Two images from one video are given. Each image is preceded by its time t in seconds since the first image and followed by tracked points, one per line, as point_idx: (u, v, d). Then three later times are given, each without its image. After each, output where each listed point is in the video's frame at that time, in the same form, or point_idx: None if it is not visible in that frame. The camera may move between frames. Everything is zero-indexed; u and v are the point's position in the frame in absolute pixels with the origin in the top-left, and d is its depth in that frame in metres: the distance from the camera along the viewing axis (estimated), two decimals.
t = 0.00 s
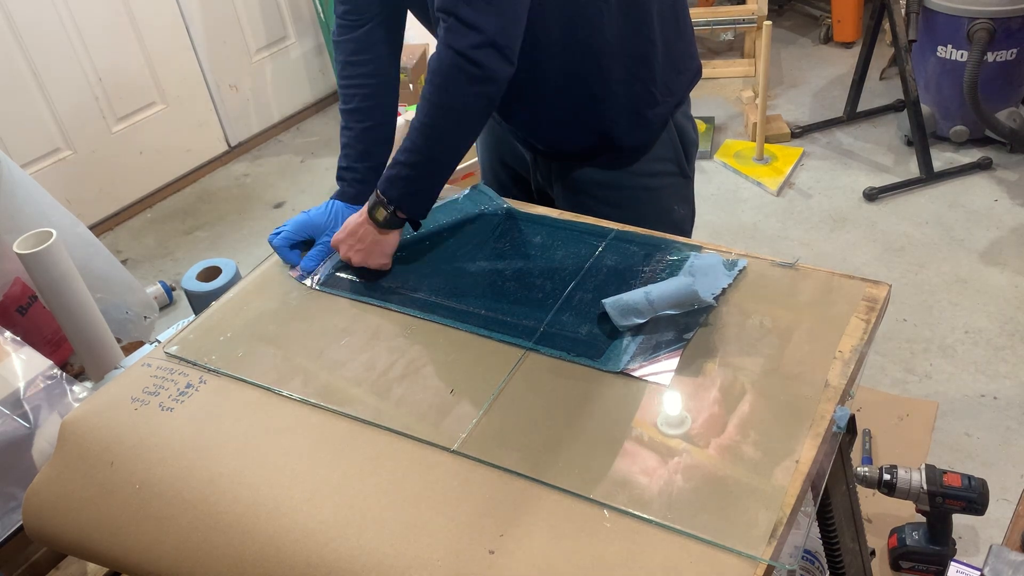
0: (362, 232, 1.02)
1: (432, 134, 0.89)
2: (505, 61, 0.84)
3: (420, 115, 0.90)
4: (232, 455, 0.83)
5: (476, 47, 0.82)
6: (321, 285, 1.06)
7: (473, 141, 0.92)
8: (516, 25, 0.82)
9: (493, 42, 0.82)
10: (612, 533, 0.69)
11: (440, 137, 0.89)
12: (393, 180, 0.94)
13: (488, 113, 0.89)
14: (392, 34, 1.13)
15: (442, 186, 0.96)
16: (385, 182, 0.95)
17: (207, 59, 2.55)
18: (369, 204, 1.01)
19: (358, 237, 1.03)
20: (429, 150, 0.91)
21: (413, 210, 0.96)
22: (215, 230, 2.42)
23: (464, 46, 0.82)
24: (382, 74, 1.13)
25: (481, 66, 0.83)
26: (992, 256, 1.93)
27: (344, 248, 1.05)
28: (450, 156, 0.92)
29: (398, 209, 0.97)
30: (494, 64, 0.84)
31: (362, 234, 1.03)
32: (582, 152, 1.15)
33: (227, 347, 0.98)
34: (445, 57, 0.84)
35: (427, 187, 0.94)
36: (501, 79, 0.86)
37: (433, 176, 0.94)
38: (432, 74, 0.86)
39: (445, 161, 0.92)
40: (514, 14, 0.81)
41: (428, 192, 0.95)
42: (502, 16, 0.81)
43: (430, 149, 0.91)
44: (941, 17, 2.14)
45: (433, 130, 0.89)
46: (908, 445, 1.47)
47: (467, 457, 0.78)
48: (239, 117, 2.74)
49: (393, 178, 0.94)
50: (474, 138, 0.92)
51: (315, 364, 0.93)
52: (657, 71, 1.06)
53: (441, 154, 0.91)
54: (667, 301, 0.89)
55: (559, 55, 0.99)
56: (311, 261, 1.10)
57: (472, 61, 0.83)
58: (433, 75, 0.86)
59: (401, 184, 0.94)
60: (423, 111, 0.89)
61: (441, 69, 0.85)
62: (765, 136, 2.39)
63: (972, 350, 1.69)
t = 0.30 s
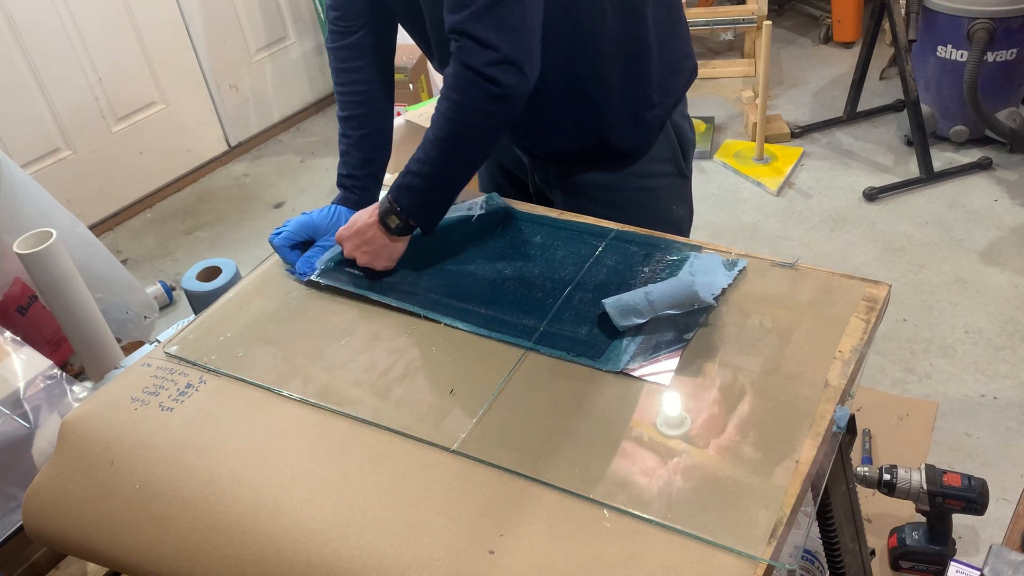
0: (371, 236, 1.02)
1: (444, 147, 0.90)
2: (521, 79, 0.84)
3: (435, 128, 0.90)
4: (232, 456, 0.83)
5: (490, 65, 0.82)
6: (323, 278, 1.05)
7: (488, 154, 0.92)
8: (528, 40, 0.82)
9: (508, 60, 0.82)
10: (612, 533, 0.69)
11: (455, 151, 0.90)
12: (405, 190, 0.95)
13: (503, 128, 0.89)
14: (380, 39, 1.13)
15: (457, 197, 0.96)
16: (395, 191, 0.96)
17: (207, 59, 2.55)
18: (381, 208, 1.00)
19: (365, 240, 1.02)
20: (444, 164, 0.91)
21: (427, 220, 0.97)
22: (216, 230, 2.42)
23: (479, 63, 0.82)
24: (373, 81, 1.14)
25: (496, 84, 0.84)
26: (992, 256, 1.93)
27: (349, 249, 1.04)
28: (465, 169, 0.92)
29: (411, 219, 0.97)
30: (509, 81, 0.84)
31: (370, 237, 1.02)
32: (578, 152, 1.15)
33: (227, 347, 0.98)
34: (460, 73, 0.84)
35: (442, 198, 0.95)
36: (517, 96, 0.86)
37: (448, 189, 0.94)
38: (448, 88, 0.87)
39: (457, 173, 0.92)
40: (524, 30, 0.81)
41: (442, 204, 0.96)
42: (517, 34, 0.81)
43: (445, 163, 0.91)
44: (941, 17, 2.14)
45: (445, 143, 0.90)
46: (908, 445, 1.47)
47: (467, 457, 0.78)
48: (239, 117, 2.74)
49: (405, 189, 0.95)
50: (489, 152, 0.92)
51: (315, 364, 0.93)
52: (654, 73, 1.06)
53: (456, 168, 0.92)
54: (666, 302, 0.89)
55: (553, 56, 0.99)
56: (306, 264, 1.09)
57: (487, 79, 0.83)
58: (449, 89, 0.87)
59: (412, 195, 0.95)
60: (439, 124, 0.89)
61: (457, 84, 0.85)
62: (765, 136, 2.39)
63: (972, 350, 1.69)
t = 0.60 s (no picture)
0: (395, 241, 1.00)
1: (474, 159, 0.89)
2: (555, 91, 0.84)
3: (464, 139, 0.89)
4: (232, 456, 0.82)
5: (525, 79, 0.81)
6: (325, 276, 1.05)
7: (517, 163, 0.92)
8: (561, 52, 0.81)
9: (544, 74, 0.81)
10: (612, 533, 0.69)
11: (486, 163, 0.89)
12: (432, 201, 0.94)
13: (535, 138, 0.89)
14: (378, 41, 1.13)
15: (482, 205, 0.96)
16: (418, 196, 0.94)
17: (207, 59, 2.55)
18: (405, 213, 0.98)
19: (388, 244, 1.01)
20: (475, 175, 0.90)
21: (453, 227, 0.96)
22: (216, 230, 2.42)
23: (515, 78, 0.81)
24: (372, 82, 1.14)
25: (532, 97, 0.83)
26: (992, 255, 1.93)
27: (371, 253, 1.02)
28: (495, 178, 0.92)
29: (439, 227, 0.96)
30: (544, 94, 0.83)
31: (393, 242, 1.00)
32: (576, 154, 1.15)
33: (227, 348, 0.98)
34: (492, 87, 0.83)
35: (470, 206, 0.94)
36: (551, 108, 0.85)
37: (476, 198, 0.93)
38: (479, 102, 0.86)
39: (488, 182, 0.92)
40: (558, 42, 0.80)
41: (469, 212, 0.95)
42: (551, 47, 0.80)
43: (476, 174, 0.90)
44: (941, 17, 2.14)
45: (476, 154, 0.89)
46: (908, 445, 1.47)
47: (467, 457, 0.78)
48: (239, 117, 2.74)
49: (431, 198, 0.93)
50: (518, 161, 0.91)
51: (315, 364, 0.93)
52: (654, 77, 1.07)
53: (486, 178, 0.91)
54: (667, 302, 0.89)
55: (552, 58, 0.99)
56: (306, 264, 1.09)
57: (522, 92, 0.82)
58: (480, 103, 0.86)
59: (440, 202, 0.93)
60: (469, 136, 0.88)
61: (489, 98, 0.84)
62: (765, 136, 2.39)
63: (972, 350, 1.69)
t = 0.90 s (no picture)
0: (432, 238, 0.98)
1: (518, 159, 0.88)
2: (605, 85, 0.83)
3: (507, 137, 0.88)
4: (233, 456, 0.82)
5: (578, 75, 0.81)
6: (325, 277, 1.05)
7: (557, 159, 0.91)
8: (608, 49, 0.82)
9: (596, 69, 0.81)
10: (612, 533, 0.69)
11: (531, 159, 0.88)
12: (470, 196, 0.93)
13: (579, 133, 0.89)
14: (379, 42, 1.12)
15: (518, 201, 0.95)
16: (455, 196, 0.94)
17: (207, 59, 2.55)
18: (443, 210, 0.96)
19: (426, 242, 0.99)
20: (519, 171, 0.89)
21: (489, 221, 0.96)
22: (216, 230, 2.42)
23: (566, 74, 0.81)
24: (373, 84, 1.14)
25: (584, 92, 0.82)
26: (991, 255, 1.93)
27: (408, 252, 1.00)
28: (537, 173, 0.91)
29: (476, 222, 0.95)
30: (595, 89, 0.83)
31: (431, 239, 0.99)
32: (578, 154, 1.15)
33: (227, 348, 0.98)
34: (542, 83, 0.83)
35: (508, 201, 0.93)
36: (599, 102, 0.85)
37: (516, 193, 0.93)
38: (525, 98, 0.85)
39: (530, 179, 0.91)
40: (604, 40, 0.81)
41: (505, 207, 0.94)
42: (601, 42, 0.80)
43: (520, 170, 0.89)
44: (941, 17, 2.14)
45: (522, 152, 0.88)
46: (908, 445, 1.47)
47: (467, 458, 0.78)
48: (239, 117, 2.74)
49: (469, 194, 0.92)
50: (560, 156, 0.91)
51: (315, 365, 0.93)
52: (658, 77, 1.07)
53: (529, 174, 0.90)
54: (668, 303, 0.89)
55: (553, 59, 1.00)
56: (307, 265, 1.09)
57: (574, 88, 0.82)
58: (526, 100, 0.85)
59: (479, 199, 0.92)
60: (513, 132, 0.87)
61: (538, 95, 0.83)
62: (765, 136, 2.39)
63: (972, 350, 1.69)
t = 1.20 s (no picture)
0: (483, 220, 0.97)
1: (578, 140, 0.90)
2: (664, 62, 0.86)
3: (568, 119, 0.89)
4: (232, 456, 0.82)
5: (644, 53, 0.83)
6: (324, 277, 1.05)
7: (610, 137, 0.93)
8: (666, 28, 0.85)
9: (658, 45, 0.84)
10: (612, 533, 0.69)
11: (593, 138, 0.90)
12: (524, 177, 0.93)
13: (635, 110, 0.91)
14: (380, 41, 1.12)
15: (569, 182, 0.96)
16: (509, 179, 0.94)
17: (207, 59, 2.55)
18: (495, 190, 0.96)
19: (476, 224, 0.97)
20: (578, 151, 0.91)
21: (541, 202, 0.96)
22: (216, 231, 2.42)
23: (633, 53, 0.83)
24: (374, 84, 1.14)
25: (648, 68, 0.85)
26: (991, 255, 1.93)
27: (457, 235, 0.97)
28: (593, 152, 0.92)
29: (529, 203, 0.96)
30: (657, 65, 0.85)
31: (481, 221, 0.97)
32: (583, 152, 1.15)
33: (227, 348, 0.98)
34: (608, 63, 0.84)
35: (560, 181, 0.94)
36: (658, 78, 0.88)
37: (570, 173, 0.94)
38: (589, 80, 0.86)
39: (586, 158, 0.92)
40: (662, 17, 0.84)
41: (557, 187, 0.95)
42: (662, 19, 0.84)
43: (580, 149, 0.91)
44: (941, 17, 2.14)
45: (583, 132, 0.89)
46: (908, 445, 1.47)
47: (467, 457, 0.78)
48: (239, 117, 2.74)
49: (523, 174, 0.93)
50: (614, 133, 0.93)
51: (315, 365, 0.93)
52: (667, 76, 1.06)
53: (587, 152, 0.92)
54: (669, 303, 0.88)
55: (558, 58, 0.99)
56: (307, 265, 1.09)
57: (639, 66, 0.84)
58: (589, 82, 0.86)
59: (535, 178, 0.93)
60: (575, 114, 0.88)
61: (603, 76, 0.85)
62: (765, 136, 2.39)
63: (972, 350, 1.69)
